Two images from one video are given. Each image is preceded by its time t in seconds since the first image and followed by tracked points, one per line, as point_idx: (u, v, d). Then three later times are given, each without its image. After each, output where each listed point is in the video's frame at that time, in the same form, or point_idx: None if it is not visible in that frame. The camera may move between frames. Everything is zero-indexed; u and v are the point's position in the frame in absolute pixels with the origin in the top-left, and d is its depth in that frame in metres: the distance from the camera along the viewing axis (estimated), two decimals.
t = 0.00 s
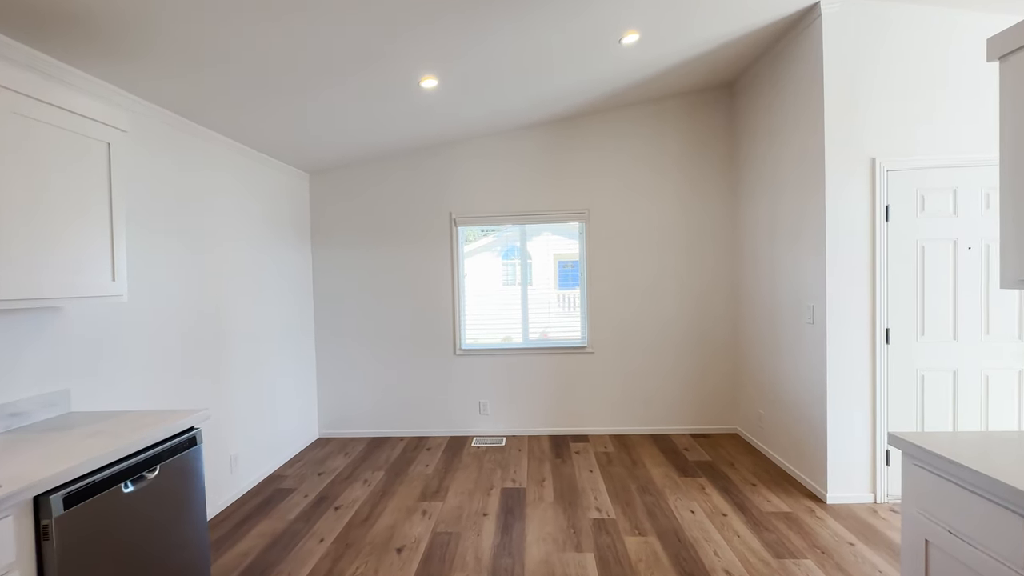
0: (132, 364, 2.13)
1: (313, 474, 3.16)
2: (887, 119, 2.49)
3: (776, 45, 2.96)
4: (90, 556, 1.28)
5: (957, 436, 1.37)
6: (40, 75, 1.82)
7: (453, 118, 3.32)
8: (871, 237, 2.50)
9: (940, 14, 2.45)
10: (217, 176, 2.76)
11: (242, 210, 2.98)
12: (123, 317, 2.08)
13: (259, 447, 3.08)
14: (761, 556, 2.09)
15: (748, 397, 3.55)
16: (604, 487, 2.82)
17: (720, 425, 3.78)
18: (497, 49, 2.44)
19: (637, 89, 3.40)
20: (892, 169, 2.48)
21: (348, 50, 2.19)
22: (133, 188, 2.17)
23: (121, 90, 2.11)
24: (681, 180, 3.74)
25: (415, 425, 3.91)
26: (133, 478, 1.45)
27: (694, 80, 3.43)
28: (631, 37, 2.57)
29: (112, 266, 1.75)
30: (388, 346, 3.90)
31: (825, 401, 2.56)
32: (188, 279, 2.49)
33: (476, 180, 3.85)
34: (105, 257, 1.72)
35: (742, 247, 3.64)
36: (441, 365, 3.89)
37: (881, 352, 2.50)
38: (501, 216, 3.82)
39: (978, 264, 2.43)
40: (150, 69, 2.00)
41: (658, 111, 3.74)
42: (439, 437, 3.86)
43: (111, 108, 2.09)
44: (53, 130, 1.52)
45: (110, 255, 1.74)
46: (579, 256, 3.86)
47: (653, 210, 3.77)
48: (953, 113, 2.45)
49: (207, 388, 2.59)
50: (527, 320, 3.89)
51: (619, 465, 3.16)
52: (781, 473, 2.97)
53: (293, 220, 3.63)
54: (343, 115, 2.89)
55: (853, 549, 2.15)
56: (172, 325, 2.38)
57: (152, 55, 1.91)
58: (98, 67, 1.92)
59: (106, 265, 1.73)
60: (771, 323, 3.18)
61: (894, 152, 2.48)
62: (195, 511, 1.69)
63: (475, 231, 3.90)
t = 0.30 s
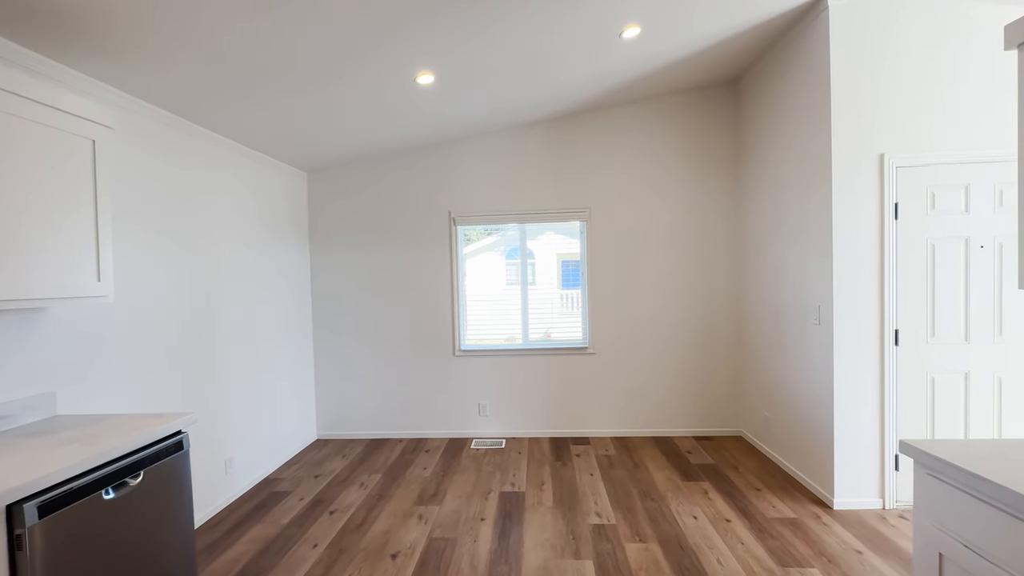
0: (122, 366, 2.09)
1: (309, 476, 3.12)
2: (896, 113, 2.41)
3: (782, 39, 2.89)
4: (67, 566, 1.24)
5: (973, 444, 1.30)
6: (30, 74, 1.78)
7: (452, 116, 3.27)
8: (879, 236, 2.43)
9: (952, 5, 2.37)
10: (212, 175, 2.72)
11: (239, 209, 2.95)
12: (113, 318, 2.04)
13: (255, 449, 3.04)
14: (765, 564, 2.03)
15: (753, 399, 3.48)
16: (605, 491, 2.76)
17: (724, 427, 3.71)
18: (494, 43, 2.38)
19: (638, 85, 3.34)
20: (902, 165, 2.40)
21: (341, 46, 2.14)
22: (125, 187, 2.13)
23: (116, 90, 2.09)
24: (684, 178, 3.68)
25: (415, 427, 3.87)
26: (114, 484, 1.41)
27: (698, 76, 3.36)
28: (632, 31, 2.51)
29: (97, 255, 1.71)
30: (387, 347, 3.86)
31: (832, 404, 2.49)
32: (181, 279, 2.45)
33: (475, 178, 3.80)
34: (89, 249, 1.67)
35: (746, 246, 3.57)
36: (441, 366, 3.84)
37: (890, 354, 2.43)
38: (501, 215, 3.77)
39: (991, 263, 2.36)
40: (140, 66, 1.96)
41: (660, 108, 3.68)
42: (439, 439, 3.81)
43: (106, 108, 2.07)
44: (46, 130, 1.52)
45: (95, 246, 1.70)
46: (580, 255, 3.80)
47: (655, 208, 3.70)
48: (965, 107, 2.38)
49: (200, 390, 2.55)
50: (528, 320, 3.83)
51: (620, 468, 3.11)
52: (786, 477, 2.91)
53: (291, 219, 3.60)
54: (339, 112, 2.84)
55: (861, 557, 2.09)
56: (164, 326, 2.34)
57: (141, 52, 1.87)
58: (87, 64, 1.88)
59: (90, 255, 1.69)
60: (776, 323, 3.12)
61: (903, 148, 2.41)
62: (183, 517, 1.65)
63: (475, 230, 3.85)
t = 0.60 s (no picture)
0: (113, 367, 2.06)
1: (307, 478, 3.09)
2: (905, 108, 2.35)
3: (787, 33, 2.83)
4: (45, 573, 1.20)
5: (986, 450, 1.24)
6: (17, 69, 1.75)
7: (451, 114, 3.23)
8: (888, 234, 2.36)
9: None
10: (207, 173, 2.70)
11: (235, 208, 2.92)
12: (104, 318, 2.02)
13: (253, 450, 3.02)
14: (769, 572, 1.97)
15: (757, 401, 3.42)
16: (605, 495, 2.71)
17: (728, 429, 3.65)
18: (491, 37, 2.34)
19: (640, 82, 3.28)
20: (910, 161, 2.34)
21: (334, 41, 2.11)
22: (116, 185, 2.10)
23: (108, 87, 2.08)
24: (687, 175, 3.62)
25: (414, 428, 3.83)
26: (98, 488, 1.37)
27: (701, 72, 3.30)
28: (633, 25, 2.46)
29: (84, 260, 1.68)
30: (387, 347, 3.83)
31: (838, 407, 2.43)
32: (175, 279, 2.43)
33: (476, 177, 3.76)
34: (76, 250, 1.64)
35: (750, 245, 3.51)
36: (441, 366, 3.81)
37: (899, 355, 2.37)
38: (502, 214, 3.73)
39: (1004, 262, 2.29)
40: (130, 62, 1.93)
41: (663, 104, 3.62)
42: (438, 440, 3.78)
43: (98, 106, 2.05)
44: (24, 126, 1.47)
45: (82, 252, 1.67)
46: (582, 254, 3.75)
47: (658, 207, 3.65)
48: (976, 101, 2.31)
49: (195, 391, 2.53)
50: (529, 320, 3.79)
51: (622, 471, 3.05)
52: (791, 481, 2.84)
53: (290, 219, 3.57)
54: (335, 110, 2.81)
55: (868, 565, 2.03)
56: (158, 326, 2.32)
57: (130, 48, 1.84)
58: (77, 61, 1.86)
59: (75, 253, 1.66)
60: (781, 324, 3.05)
61: (912, 143, 2.34)
62: (171, 521, 1.61)
63: (476, 229, 3.82)
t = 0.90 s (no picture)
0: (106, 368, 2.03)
1: (305, 480, 3.06)
2: (914, 104, 2.30)
3: (793, 28, 2.77)
4: None
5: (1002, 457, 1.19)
6: (7, 65, 1.72)
7: (451, 111, 3.20)
8: (896, 233, 2.30)
9: None
10: (204, 172, 2.67)
11: (232, 208, 2.90)
12: (97, 318, 1.99)
13: (251, 452, 2.99)
14: None
15: (762, 403, 3.36)
16: (607, 499, 2.67)
17: (731, 432, 3.60)
18: (490, 32, 2.29)
19: (643, 79, 3.24)
20: (919, 159, 2.28)
21: (331, 37, 2.07)
22: (110, 183, 2.08)
23: (104, 85, 2.06)
24: (690, 175, 3.57)
25: (414, 429, 3.80)
26: (85, 492, 1.33)
27: (705, 68, 3.25)
28: (635, 20, 2.41)
29: (76, 260, 1.65)
30: (387, 348, 3.80)
31: (845, 409, 2.38)
32: (171, 279, 2.41)
33: (477, 176, 3.72)
34: (68, 249, 1.62)
35: (754, 245, 3.46)
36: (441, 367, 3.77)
37: (908, 357, 2.31)
38: (503, 214, 3.69)
39: (1016, 262, 2.23)
40: (123, 58, 1.90)
41: (666, 102, 3.57)
42: (439, 442, 3.74)
43: (93, 103, 2.03)
44: (23, 125, 1.47)
45: (74, 252, 1.64)
46: (584, 254, 3.71)
47: (661, 206, 3.60)
48: (988, 96, 2.25)
49: (191, 392, 2.51)
50: (531, 321, 3.75)
51: (624, 474, 3.01)
52: (797, 485, 2.79)
53: (289, 218, 3.55)
54: (334, 107, 2.77)
55: (877, 572, 1.97)
56: (154, 326, 2.29)
57: (122, 43, 1.81)
58: (69, 57, 1.83)
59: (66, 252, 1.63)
60: (786, 325, 3.00)
61: (922, 140, 2.29)
62: (162, 526, 1.58)
63: (477, 229, 3.78)
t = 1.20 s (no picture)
0: (99, 368, 2.01)
1: (303, 481, 3.03)
2: (924, 100, 2.24)
3: (798, 23, 2.72)
4: None
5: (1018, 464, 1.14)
6: None
7: (451, 109, 3.16)
8: (905, 232, 2.25)
9: None
10: (201, 170, 2.65)
11: (230, 206, 2.87)
12: (89, 317, 1.97)
13: (248, 453, 2.96)
14: None
15: (767, 404, 3.31)
16: (608, 502, 2.62)
17: (735, 434, 3.54)
18: (489, 26, 2.24)
19: (645, 76, 3.20)
20: (929, 155, 2.23)
21: (326, 33, 2.04)
22: (102, 180, 2.05)
23: (100, 82, 2.04)
24: (694, 173, 3.52)
25: (414, 430, 3.77)
26: (71, 496, 1.29)
27: (709, 65, 3.20)
28: (636, 14, 2.36)
29: (65, 257, 1.62)
30: (387, 348, 3.76)
31: (852, 412, 2.33)
32: (167, 278, 2.38)
33: (477, 174, 3.69)
34: (57, 245, 1.58)
35: (759, 244, 3.40)
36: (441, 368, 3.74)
37: (916, 358, 2.26)
38: (504, 213, 3.65)
39: None
40: (116, 54, 1.87)
41: (669, 100, 3.53)
42: (439, 443, 3.71)
43: (87, 100, 2.01)
44: (17, 121, 1.45)
45: (63, 248, 1.61)
46: (585, 253, 3.67)
47: (664, 204, 3.55)
48: (1000, 91, 2.19)
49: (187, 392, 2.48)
50: (532, 321, 3.72)
51: (625, 476, 2.96)
52: (802, 489, 2.73)
53: (288, 217, 3.52)
54: (332, 104, 2.74)
55: None
56: (148, 326, 2.26)
57: (114, 39, 1.78)
58: (60, 53, 1.81)
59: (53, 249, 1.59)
60: (792, 326, 2.94)
61: (931, 136, 2.24)
62: (152, 529, 1.53)
63: (477, 228, 3.75)
